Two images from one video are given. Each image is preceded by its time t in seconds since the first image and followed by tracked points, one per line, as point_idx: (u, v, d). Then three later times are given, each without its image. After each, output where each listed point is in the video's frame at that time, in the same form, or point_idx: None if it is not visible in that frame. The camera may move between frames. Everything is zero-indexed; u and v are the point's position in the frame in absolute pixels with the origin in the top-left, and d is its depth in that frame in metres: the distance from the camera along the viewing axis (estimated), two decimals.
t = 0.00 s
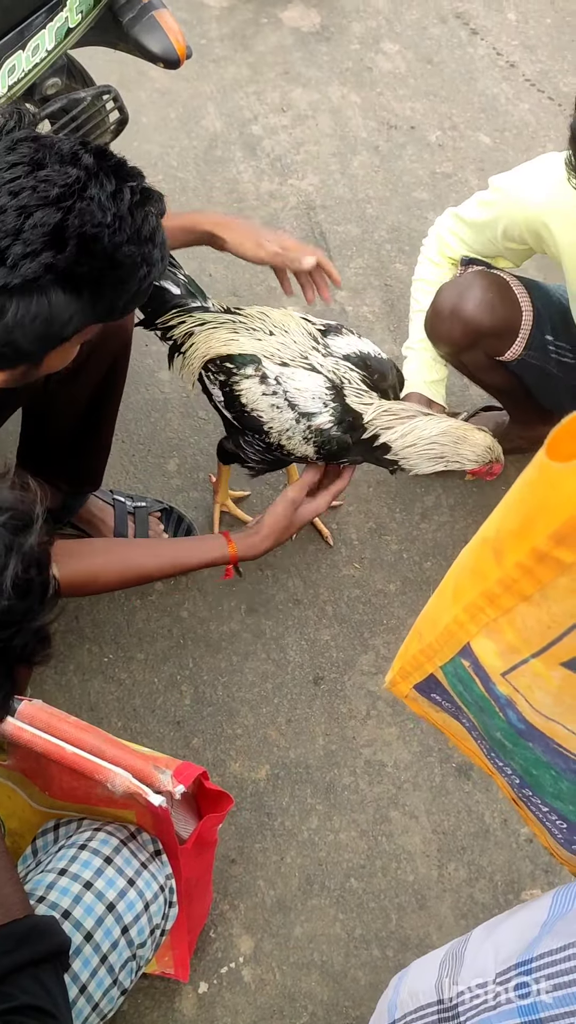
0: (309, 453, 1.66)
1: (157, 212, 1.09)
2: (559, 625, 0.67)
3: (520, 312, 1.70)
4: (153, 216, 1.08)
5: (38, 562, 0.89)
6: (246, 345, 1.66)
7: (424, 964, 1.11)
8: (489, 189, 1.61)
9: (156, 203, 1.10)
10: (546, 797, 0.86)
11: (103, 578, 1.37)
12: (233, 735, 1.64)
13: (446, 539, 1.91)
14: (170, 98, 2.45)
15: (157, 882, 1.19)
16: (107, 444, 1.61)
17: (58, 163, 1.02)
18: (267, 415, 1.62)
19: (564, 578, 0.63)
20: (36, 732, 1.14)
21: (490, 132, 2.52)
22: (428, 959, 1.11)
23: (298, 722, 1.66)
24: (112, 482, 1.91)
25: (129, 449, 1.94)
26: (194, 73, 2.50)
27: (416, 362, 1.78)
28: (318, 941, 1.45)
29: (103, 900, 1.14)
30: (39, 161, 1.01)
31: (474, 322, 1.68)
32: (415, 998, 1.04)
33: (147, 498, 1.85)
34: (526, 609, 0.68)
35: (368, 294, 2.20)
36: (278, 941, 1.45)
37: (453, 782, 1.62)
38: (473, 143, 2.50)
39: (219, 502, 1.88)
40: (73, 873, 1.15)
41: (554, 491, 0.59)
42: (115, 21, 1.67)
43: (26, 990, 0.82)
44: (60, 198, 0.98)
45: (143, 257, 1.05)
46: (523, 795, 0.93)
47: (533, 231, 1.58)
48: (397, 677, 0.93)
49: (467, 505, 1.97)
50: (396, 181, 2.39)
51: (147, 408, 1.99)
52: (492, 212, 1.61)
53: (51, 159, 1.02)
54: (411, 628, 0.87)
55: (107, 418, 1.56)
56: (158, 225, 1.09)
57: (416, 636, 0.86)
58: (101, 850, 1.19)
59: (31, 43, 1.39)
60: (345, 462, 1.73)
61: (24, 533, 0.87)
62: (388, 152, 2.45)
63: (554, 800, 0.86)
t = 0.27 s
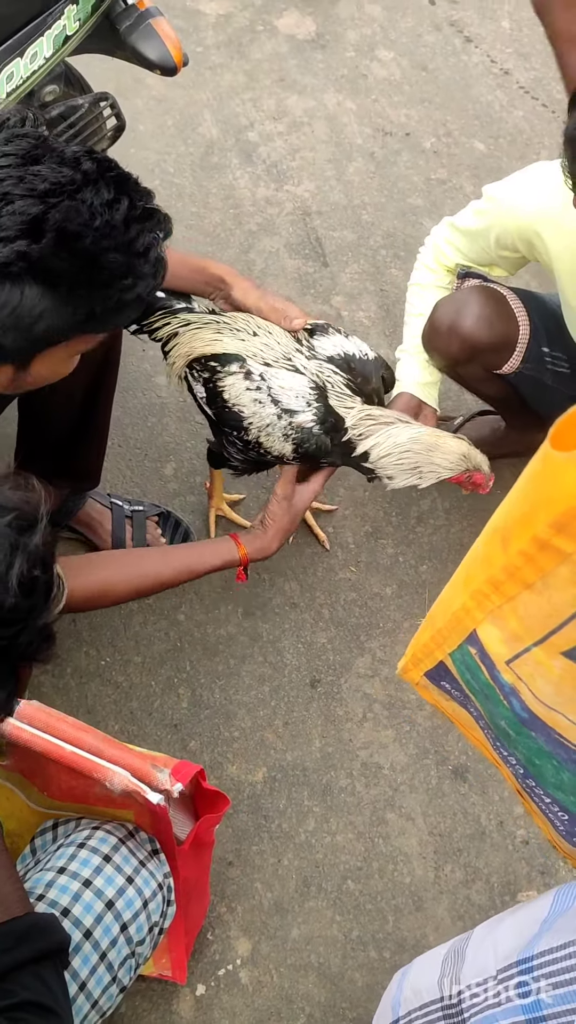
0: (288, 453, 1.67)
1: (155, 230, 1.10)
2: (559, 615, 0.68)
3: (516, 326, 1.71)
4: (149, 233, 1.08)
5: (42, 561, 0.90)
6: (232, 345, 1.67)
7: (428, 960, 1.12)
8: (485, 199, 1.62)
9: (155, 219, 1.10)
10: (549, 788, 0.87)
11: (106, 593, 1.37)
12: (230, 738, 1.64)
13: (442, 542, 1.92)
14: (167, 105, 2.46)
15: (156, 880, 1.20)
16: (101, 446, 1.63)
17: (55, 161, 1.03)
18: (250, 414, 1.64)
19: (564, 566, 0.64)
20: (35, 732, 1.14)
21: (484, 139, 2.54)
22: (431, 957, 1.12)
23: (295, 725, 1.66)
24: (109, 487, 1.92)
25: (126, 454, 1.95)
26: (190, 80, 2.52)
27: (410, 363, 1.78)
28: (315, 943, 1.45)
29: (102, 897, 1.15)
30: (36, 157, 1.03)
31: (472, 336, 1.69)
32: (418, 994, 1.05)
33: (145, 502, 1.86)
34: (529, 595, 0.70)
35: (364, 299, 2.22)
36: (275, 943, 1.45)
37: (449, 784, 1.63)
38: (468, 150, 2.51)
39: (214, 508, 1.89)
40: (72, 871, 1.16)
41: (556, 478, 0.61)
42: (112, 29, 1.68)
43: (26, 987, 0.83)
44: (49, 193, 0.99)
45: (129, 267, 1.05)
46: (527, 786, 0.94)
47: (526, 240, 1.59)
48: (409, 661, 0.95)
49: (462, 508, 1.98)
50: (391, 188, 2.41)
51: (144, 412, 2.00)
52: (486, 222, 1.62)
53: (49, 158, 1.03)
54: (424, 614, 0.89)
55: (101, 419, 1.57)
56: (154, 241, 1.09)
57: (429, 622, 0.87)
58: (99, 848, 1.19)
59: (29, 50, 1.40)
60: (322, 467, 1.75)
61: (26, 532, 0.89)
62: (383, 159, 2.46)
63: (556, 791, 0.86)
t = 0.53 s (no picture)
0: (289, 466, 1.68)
1: (104, 219, 1.05)
2: (560, 606, 0.69)
3: (511, 336, 1.72)
4: (94, 221, 1.03)
5: (40, 561, 0.92)
6: (219, 356, 1.69)
7: (426, 965, 1.12)
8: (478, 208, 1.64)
9: (106, 207, 1.06)
10: (550, 780, 0.88)
11: (98, 581, 1.39)
12: (227, 742, 1.65)
13: (437, 546, 1.93)
14: (162, 112, 2.48)
15: (153, 884, 1.20)
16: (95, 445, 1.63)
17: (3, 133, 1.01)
18: (243, 430, 1.66)
19: (564, 557, 0.66)
20: (34, 733, 1.13)
21: (478, 145, 2.55)
22: (431, 959, 1.12)
23: (291, 728, 1.67)
24: (105, 492, 1.92)
25: (122, 459, 1.96)
26: (185, 88, 2.53)
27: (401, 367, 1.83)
28: (311, 947, 1.45)
29: (99, 901, 1.16)
30: None
31: (466, 353, 1.71)
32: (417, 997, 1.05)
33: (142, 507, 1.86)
34: (532, 586, 0.71)
35: (359, 305, 2.23)
36: (271, 946, 1.45)
37: (445, 787, 1.63)
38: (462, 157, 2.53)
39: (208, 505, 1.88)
40: (70, 875, 1.16)
41: (552, 472, 0.62)
42: (108, 37, 1.70)
43: (24, 989, 0.83)
44: None
45: (63, 249, 1.01)
46: (531, 779, 0.94)
47: (520, 248, 1.60)
48: (421, 648, 0.96)
49: (457, 512, 1.99)
50: (385, 195, 2.42)
51: (140, 417, 2.01)
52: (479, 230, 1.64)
53: None
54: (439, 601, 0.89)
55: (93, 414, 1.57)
56: (102, 232, 1.04)
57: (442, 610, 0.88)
58: (97, 852, 1.19)
59: (26, 58, 1.42)
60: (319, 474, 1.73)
61: (23, 530, 0.90)
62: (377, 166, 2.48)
63: (558, 784, 0.87)
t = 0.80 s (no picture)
0: (367, 484, 1.50)
1: (77, 179, 1.03)
2: (543, 614, 0.70)
3: (504, 340, 1.72)
4: (65, 179, 1.01)
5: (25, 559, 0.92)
6: (256, 398, 1.54)
7: (419, 966, 1.12)
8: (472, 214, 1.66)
9: (80, 172, 1.04)
10: (534, 787, 0.88)
11: (137, 615, 1.35)
12: (222, 745, 1.65)
13: (432, 549, 1.93)
14: (156, 118, 2.49)
15: (146, 886, 1.20)
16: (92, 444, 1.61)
17: None
18: (307, 458, 1.47)
19: (548, 566, 0.66)
20: (24, 740, 1.09)
21: (471, 151, 2.57)
22: (424, 962, 1.12)
23: (286, 731, 1.67)
24: (100, 496, 1.92)
25: (117, 464, 1.96)
26: (179, 94, 2.54)
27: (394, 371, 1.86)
28: (307, 950, 1.45)
29: (92, 903, 1.16)
30: None
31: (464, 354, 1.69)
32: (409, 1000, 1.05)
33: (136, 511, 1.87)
34: (515, 595, 0.71)
35: (353, 309, 2.24)
36: (267, 949, 1.45)
37: (440, 789, 1.63)
38: (455, 162, 2.55)
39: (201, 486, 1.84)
40: (62, 878, 1.16)
41: (538, 478, 0.62)
42: (102, 43, 1.71)
43: (17, 991, 0.83)
44: None
45: (30, 201, 0.98)
46: (515, 786, 0.95)
47: (514, 251, 1.61)
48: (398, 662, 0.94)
49: (451, 515, 1.99)
50: (379, 200, 2.43)
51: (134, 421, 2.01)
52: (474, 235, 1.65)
53: None
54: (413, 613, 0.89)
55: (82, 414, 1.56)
56: (75, 192, 1.02)
57: (417, 622, 0.88)
58: (89, 855, 1.19)
59: (21, 63, 1.42)
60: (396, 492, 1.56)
61: (11, 528, 0.91)
62: (371, 171, 2.49)
63: (544, 791, 0.87)
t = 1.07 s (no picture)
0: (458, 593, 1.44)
1: (66, 171, 1.02)
2: (528, 616, 0.70)
3: (496, 346, 1.74)
4: (55, 169, 1.01)
5: None
6: (327, 552, 1.41)
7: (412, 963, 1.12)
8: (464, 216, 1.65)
9: (71, 164, 1.04)
10: (517, 787, 0.88)
11: (159, 659, 1.30)
12: (216, 749, 1.64)
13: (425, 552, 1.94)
14: (149, 123, 2.49)
15: (137, 886, 1.19)
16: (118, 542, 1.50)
17: None
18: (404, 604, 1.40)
19: (532, 570, 0.66)
20: (11, 740, 1.10)
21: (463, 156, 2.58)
22: (419, 962, 1.12)
23: (280, 735, 1.67)
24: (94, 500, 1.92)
25: (110, 468, 1.96)
26: (173, 99, 2.55)
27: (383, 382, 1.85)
28: (301, 953, 1.45)
29: (83, 904, 1.15)
30: None
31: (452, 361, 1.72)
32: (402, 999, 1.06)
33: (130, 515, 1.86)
34: (498, 599, 0.71)
35: (346, 314, 2.24)
36: (262, 953, 1.45)
37: (434, 792, 1.63)
38: (447, 167, 2.56)
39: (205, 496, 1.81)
40: (52, 879, 1.16)
41: (521, 481, 0.62)
42: (95, 48, 1.72)
43: (6, 993, 0.83)
44: None
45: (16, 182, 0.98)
46: (496, 786, 0.94)
47: (507, 252, 1.61)
48: (374, 663, 0.94)
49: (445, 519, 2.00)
50: (372, 205, 2.44)
51: (128, 426, 2.01)
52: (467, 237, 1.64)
53: None
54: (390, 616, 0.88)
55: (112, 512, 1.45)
56: (62, 184, 1.02)
57: (394, 625, 0.87)
58: (80, 855, 1.19)
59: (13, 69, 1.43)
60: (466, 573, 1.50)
61: None
62: (364, 176, 2.50)
63: (527, 791, 0.87)
